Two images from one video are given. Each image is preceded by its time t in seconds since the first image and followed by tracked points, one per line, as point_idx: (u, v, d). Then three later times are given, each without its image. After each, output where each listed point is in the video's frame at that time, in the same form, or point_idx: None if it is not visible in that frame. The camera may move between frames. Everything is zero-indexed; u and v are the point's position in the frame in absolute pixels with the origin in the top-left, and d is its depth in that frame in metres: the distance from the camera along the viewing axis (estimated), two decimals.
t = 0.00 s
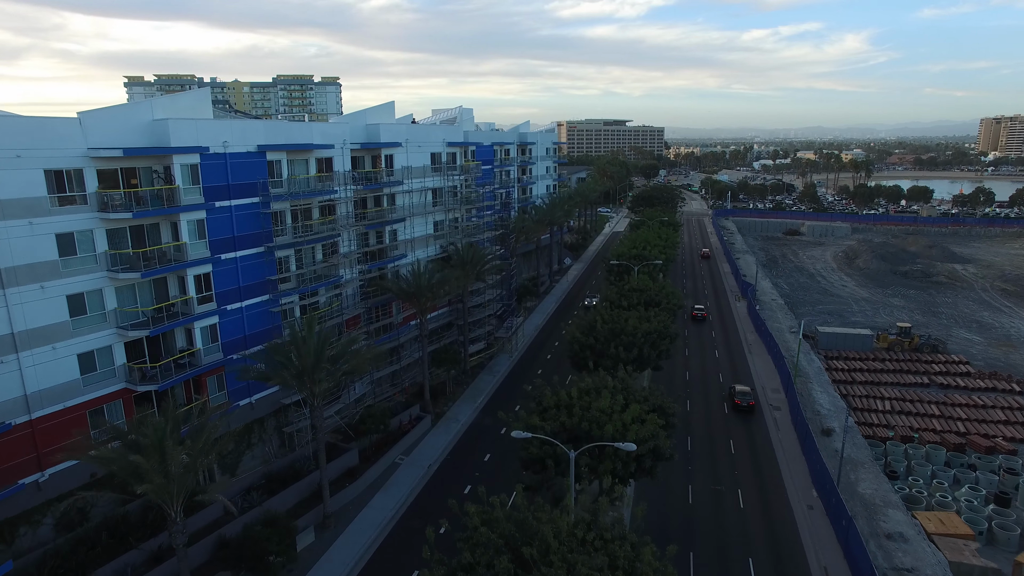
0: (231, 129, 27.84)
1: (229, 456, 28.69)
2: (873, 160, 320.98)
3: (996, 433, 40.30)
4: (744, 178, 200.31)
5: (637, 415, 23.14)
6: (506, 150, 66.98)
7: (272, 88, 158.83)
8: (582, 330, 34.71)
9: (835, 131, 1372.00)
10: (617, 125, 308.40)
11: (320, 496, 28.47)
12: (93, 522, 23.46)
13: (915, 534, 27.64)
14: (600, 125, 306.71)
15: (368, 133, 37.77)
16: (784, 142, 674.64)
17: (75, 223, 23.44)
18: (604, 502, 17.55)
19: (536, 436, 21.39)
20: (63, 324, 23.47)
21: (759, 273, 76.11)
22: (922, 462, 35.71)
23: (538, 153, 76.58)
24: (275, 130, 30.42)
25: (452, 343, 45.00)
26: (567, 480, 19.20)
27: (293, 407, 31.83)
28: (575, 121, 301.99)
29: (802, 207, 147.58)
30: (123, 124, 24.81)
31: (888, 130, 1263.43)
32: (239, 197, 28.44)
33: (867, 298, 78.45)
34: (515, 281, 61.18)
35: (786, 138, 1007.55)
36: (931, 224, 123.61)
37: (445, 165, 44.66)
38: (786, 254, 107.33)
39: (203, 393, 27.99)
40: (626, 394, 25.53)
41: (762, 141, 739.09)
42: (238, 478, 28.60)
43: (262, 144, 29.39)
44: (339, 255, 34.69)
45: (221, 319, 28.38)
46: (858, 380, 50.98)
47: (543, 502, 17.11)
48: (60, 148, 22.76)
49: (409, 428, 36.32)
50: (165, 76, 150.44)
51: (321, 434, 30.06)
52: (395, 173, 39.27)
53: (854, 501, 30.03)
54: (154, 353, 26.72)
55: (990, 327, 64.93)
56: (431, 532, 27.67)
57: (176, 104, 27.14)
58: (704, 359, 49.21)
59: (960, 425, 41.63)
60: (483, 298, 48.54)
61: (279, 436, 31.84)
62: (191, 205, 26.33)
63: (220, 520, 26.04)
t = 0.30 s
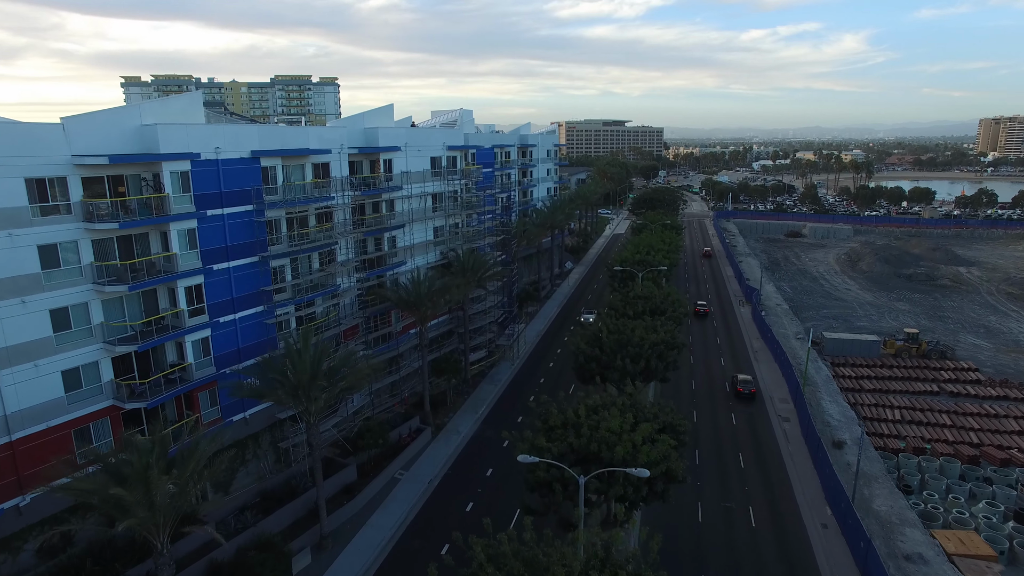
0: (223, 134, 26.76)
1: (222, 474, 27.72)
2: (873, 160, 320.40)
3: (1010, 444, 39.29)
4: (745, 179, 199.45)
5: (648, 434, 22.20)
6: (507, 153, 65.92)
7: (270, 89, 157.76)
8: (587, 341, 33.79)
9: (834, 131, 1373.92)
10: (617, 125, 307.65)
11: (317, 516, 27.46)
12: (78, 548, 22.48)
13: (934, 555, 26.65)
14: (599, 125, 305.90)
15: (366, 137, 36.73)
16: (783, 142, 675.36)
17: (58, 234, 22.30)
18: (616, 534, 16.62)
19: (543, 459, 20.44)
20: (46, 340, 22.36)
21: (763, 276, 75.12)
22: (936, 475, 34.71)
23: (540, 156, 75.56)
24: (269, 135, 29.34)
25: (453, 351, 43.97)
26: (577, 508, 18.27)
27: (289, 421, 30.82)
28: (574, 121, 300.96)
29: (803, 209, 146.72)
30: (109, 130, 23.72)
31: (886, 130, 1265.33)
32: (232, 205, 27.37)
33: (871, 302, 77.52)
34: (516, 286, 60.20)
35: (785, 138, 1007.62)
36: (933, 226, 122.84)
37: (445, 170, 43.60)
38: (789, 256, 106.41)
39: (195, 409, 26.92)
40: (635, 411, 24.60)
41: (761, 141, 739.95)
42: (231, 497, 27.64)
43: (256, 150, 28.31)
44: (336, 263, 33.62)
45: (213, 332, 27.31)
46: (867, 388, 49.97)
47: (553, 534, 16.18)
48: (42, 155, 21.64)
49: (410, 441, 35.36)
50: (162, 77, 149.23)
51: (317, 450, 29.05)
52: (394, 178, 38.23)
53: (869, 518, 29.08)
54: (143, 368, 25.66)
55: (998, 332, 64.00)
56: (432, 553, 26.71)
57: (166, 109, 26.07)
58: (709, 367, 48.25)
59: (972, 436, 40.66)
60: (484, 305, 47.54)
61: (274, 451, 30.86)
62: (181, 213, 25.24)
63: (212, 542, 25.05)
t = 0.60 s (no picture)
0: (216, 140, 25.71)
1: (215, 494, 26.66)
2: (873, 160, 319.93)
3: None
4: (746, 180, 198.57)
5: (659, 455, 21.23)
6: (508, 156, 64.85)
7: (268, 90, 156.71)
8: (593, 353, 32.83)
9: (833, 132, 1375.45)
10: (616, 126, 306.80)
11: (313, 537, 26.41)
12: None
13: None
14: (598, 126, 305.02)
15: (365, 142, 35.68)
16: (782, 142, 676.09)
17: (41, 246, 21.20)
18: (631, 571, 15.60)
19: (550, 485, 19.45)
20: (29, 358, 21.24)
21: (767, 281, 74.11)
22: (951, 490, 33.67)
23: (541, 158, 74.55)
24: (264, 140, 28.29)
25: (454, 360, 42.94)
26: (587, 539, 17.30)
27: (285, 436, 29.76)
28: (574, 121, 299.99)
29: (805, 210, 145.86)
30: (95, 137, 22.68)
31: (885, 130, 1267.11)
32: (225, 213, 26.31)
33: (877, 306, 76.58)
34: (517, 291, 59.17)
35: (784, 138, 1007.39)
36: (936, 228, 122.03)
37: (446, 174, 42.56)
38: (791, 259, 105.46)
39: (186, 427, 25.87)
40: (646, 431, 23.62)
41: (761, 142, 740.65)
42: (225, 517, 26.59)
43: (250, 156, 27.24)
44: (333, 272, 32.57)
45: (206, 346, 26.24)
46: (876, 396, 48.95)
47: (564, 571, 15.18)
48: (23, 163, 20.54)
49: (409, 455, 34.34)
50: (159, 77, 148.07)
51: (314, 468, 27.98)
52: (393, 183, 37.17)
53: (885, 537, 28.10)
54: (132, 384, 24.58)
55: (1006, 338, 63.05)
56: None
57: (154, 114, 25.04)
58: (716, 375, 47.21)
59: (986, 447, 39.65)
60: (485, 313, 46.51)
61: (269, 468, 29.79)
62: (171, 223, 24.17)
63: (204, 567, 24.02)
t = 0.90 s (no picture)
0: (208, 147, 24.68)
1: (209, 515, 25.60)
2: (873, 161, 319.12)
3: None
4: (747, 181, 197.68)
5: (673, 480, 20.26)
6: (509, 158, 63.84)
7: (266, 90, 155.66)
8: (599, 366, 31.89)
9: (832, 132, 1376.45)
10: (616, 126, 305.90)
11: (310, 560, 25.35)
12: None
13: None
14: (598, 126, 304.18)
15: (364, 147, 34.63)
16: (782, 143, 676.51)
17: (22, 260, 20.12)
18: None
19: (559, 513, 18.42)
20: (11, 377, 20.18)
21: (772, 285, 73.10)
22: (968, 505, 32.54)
23: (542, 160, 73.54)
24: (259, 146, 27.23)
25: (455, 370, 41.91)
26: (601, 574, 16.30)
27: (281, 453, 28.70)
28: (574, 122, 299.07)
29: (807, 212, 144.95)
30: (80, 144, 21.65)
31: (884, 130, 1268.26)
32: (218, 223, 25.25)
33: (883, 311, 75.61)
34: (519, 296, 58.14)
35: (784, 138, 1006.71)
36: (940, 230, 121.12)
37: (447, 179, 41.53)
38: (794, 261, 104.53)
39: (178, 445, 24.82)
40: (658, 452, 22.63)
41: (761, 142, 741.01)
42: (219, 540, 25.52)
43: (243, 163, 26.17)
44: (332, 281, 31.52)
45: (198, 361, 25.19)
46: (886, 404, 47.90)
47: None
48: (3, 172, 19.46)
49: (410, 470, 33.29)
50: (157, 77, 147.04)
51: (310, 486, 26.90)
52: (393, 189, 36.13)
53: (904, 558, 27.10)
54: (121, 402, 23.51)
55: (1015, 344, 62.05)
56: None
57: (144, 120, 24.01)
58: (723, 384, 46.19)
59: (1002, 460, 38.57)
60: (487, 321, 45.48)
61: (265, 486, 28.71)
62: (161, 234, 23.14)
63: None
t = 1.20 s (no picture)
0: (201, 155, 23.66)
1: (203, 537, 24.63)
2: (874, 162, 318.26)
3: None
4: (748, 182, 196.91)
5: (689, 508, 19.33)
6: (511, 161, 62.82)
7: (266, 91, 154.66)
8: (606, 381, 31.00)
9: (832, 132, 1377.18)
10: (616, 127, 305.16)
11: None
12: None
13: None
14: (598, 127, 303.53)
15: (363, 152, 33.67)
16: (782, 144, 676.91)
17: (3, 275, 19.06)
18: None
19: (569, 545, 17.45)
20: None
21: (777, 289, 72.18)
22: (988, 522, 31.25)
23: (544, 163, 72.59)
24: (253, 153, 26.19)
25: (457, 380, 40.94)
26: None
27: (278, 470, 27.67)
28: (573, 123, 298.10)
29: (810, 214, 144.09)
30: (64, 153, 20.65)
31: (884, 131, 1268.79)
32: (212, 234, 24.26)
33: (889, 316, 74.70)
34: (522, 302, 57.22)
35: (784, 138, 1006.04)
36: (943, 232, 120.32)
37: (449, 185, 40.55)
38: (798, 264, 103.68)
39: (170, 466, 23.81)
40: (670, 475, 21.67)
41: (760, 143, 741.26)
42: (212, 563, 24.53)
43: (237, 171, 25.13)
44: (330, 291, 30.51)
45: (191, 378, 24.22)
46: (896, 414, 46.86)
47: None
48: None
49: (410, 486, 32.29)
50: (156, 77, 146.00)
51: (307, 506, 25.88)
52: (393, 196, 35.15)
53: None
54: (110, 422, 22.53)
55: None
56: None
57: (132, 127, 23.02)
58: (730, 393, 45.24)
59: (1018, 473, 37.51)
60: (489, 329, 44.50)
61: (262, 504, 27.69)
62: (151, 246, 22.10)
63: None
